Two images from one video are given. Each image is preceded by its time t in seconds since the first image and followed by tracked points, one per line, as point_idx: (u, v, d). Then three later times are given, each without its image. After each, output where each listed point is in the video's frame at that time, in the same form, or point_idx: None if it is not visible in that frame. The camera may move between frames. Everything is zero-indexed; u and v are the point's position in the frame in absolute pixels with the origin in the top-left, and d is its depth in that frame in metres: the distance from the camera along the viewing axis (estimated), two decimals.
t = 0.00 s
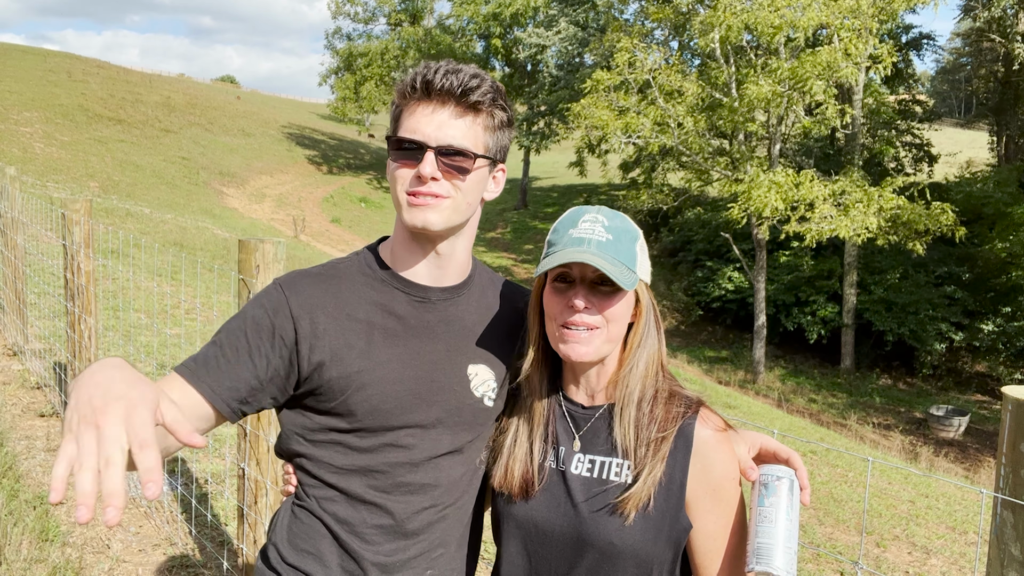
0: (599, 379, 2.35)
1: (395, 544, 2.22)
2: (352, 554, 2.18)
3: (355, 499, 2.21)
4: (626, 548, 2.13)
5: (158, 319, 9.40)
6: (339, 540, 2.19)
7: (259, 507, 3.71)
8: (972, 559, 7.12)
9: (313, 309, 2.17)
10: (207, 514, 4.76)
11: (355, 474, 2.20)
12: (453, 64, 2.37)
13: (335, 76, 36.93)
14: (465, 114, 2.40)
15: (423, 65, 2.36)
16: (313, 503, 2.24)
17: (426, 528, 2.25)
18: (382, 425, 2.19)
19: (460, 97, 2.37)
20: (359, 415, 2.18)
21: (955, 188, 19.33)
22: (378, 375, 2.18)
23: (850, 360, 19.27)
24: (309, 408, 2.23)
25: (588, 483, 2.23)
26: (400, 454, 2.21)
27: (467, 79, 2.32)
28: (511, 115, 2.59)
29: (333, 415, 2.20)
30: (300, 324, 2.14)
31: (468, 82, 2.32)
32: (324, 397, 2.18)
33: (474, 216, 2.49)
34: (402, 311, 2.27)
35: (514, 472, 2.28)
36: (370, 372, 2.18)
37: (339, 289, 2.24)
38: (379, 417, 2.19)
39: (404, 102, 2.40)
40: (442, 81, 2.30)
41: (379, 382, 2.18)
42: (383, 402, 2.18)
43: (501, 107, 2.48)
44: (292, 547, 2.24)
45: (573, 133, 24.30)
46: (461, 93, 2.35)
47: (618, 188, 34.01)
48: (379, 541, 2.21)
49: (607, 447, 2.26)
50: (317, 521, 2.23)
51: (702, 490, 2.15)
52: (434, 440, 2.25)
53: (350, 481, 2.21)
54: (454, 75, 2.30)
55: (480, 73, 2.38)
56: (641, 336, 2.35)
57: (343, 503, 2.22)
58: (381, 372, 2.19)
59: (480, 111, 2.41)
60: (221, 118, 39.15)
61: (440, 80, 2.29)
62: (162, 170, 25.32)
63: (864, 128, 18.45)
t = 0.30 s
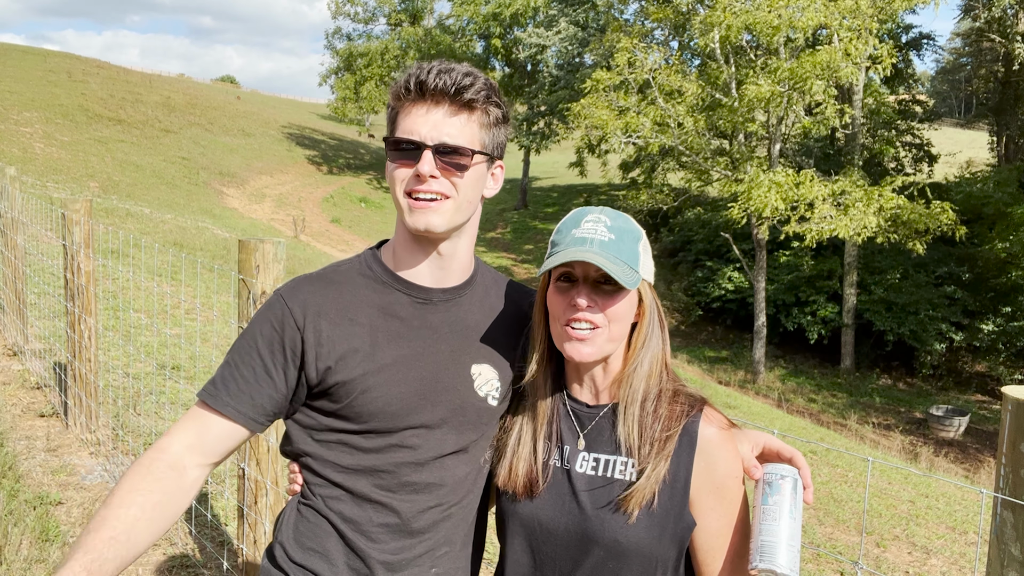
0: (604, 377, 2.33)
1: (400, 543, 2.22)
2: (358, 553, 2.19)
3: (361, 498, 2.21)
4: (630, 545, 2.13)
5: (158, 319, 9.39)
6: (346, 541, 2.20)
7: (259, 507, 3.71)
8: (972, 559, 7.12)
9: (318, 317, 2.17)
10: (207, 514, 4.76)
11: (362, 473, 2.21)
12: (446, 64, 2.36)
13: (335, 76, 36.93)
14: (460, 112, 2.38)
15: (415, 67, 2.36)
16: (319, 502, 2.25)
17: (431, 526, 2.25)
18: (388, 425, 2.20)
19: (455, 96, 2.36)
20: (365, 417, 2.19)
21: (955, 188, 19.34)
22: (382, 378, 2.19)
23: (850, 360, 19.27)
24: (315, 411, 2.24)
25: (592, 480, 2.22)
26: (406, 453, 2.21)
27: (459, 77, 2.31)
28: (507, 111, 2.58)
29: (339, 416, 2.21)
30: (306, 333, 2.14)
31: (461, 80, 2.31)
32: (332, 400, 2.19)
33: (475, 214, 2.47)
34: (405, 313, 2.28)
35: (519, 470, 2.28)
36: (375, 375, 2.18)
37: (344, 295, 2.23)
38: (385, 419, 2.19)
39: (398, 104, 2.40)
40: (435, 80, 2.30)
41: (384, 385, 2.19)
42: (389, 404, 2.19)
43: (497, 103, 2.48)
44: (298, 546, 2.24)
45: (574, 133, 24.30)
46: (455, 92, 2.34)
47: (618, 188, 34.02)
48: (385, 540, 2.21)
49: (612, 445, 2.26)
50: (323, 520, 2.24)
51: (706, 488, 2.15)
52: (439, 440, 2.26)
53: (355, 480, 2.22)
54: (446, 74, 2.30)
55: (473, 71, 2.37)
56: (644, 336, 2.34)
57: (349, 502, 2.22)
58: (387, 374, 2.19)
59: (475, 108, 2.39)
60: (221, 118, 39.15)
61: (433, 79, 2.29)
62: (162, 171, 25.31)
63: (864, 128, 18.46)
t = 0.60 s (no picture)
0: (608, 377, 2.32)
1: (402, 543, 2.24)
2: (361, 554, 2.21)
3: (362, 499, 2.24)
4: (637, 546, 2.13)
5: (158, 320, 9.40)
6: (350, 542, 2.23)
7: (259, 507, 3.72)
8: (972, 559, 7.12)
9: (312, 326, 2.18)
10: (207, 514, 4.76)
11: (363, 475, 2.24)
12: (421, 62, 2.37)
13: (335, 76, 36.93)
14: (439, 109, 2.38)
15: (392, 67, 2.37)
16: (322, 503, 2.27)
17: (433, 526, 2.26)
18: (386, 428, 2.21)
19: (432, 93, 2.35)
20: (363, 421, 2.20)
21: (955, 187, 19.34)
22: (379, 383, 2.19)
23: (850, 360, 19.27)
24: (315, 416, 2.26)
25: (597, 481, 2.21)
26: (405, 455, 2.23)
27: (436, 74, 2.31)
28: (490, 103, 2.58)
29: (338, 421, 2.23)
30: (302, 343, 2.16)
31: (438, 76, 2.31)
32: (331, 407, 2.21)
33: (464, 210, 2.47)
34: (400, 315, 2.28)
35: (523, 471, 2.27)
36: (371, 380, 2.19)
37: (341, 303, 2.24)
38: (383, 423, 2.21)
39: (377, 105, 2.40)
40: (412, 79, 2.30)
41: (380, 390, 2.19)
42: (387, 408, 2.20)
43: (478, 95, 2.48)
44: (302, 547, 2.26)
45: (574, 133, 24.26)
46: (433, 89, 2.34)
47: (618, 188, 34.05)
48: (387, 540, 2.24)
49: (616, 445, 2.25)
50: (326, 522, 2.26)
51: (711, 488, 2.15)
52: (438, 441, 2.26)
53: (357, 482, 2.24)
54: (422, 72, 2.30)
55: (450, 66, 2.37)
56: (648, 336, 2.34)
57: (350, 503, 2.25)
58: (383, 379, 2.20)
59: (455, 102, 2.39)
60: (221, 118, 39.15)
61: (409, 79, 2.29)
62: (162, 171, 25.31)
63: (864, 128, 18.45)
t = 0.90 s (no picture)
0: (609, 378, 2.32)
1: (399, 542, 2.24)
2: (357, 553, 2.21)
3: (358, 498, 2.24)
4: (636, 545, 2.12)
5: (158, 319, 9.39)
6: (345, 540, 2.23)
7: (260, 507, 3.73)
8: (972, 559, 7.12)
9: (311, 323, 2.18)
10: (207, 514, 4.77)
11: (360, 474, 2.24)
12: (424, 63, 2.36)
13: (335, 76, 36.94)
14: (439, 111, 2.37)
15: (394, 68, 2.36)
16: (320, 502, 2.27)
17: (430, 526, 2.26)
18: (382, 428, 2.21)
19: (433, 95, 2.35)
20: (360, 420, 2.20)
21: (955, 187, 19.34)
22: (375, 382, 2.19)
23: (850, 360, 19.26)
24: (314, 415, 2.26)
25: (598, 480, 2.21)
26: (402, 454, 2.23)
27: (437, 76, 2.30)
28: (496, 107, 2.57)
29: (335, 420, 2.23)
30: (300, 339, 2.17)
31: (439, 79, 2.30)
32: (328, 406, 2.21)
33: (464, 213, 2.46)
34: (399, 315, 2.28)
35: (523, 470, 2.27)
36: (367, 379, 2.19)
37: (340, 299, 2.25)
38: (381, 422, 2.21)
39: (379, 106, 2.40)
40: (412, 81, 2.30)
41: (377, 388, 2.19)
42: (384, 406, 2.19)
43: (482, 99, 2.46)
44: (300, 545, 2.27)
45: (574, 133, 24.27)
46: (434, 91, 2.33)
47: (617, 189, 34.03)
48: (383, 539, 2.24)
49: (617, 445, 2.25)
50: (323, 521, 2.26)
51: (713, 488, 2.13)
52: (435, 440, 2.26)
53: (354, 481, 2.24)
54: (424, 74, 2.29)
55: (453, 68, 2.36)
56: (650, 337, 2.34)
57: (347, 502, 2.25)
58: (380, 378, 2.20)
59: (456, 105, 2.38)
60: (221, 118, 39.15)
61: (409, 80, 2.28)
62: (162, 170, 25.31)
63: (864, 128, 18.45)
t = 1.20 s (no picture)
0: (606, 381, 2.32)
1: (396, 542, 2.24)
2: (354, 553, 2.21)
3: (356, 498, 2.24)
4: (630, 547, 2.13)
5: (158, 319, 9.39)
6: (342, 539, 2.23)
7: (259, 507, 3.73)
8: (972, 559, 7.13)
9: (312, 321, 2.18)
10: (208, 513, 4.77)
11: (357, 474, 2.24)
12: (436, 65, 2.37)
13: (335, 76, 36.92)
14: (448, 113, 2.37)
15: (407, 68, 2.36)
16: (317, 502, 2.27)
17: (427, 526, 2.26)
18: (382, 427, 2.21)
19: (441, 97, 2.34)
20: (359, 419, 2.20)
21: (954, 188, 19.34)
22: (375, 381, 2.19)
23: (850, 360, 19.26)
24: (314, 413, 2.25)
25: (593, 481, 2.21)
26: (401, 454, 2.23)
27: (446, 77, 2.30)
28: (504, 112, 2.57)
29: (335, 418, 2.23)
30: (301, 336, 2.17)
31: (449, 80, 2.30)
32: (328, 405, 2.21)
33: (468, 216, 2.46)
34: (400, 315, 2.28)
35: (519, 469, 2.28)
36: (367, 378, 2.19)
37: (342, 297, 2.25)
38: (380, 421, 2.20)
39: (389, 106, 2.40)
40: (421, 81, 2.30)
41: (376, 388, 2.19)
42: (384, 406, 2.19)
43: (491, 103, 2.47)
44: (298, 544, 2.27)
45: (574, 133, 24.28)
46: (442, 91, 2.32)
47: (617, 189, 34.05)
48: (381, 539, 2.23)
49: (612, 447, 2.24)
50: (321, 520, 2.26)
51: (711, 491, 2.13)
52: (434, 441, 2.26)
53: (352, 481, 2.24)
54: (433, 74, 2.29)
55: (462, 72, 2.36)
56: (649, 338, 2.33)
57: (345, 501, 2.25)
58: (380, 376, 2.20)
59: (464, 108, 2.37)
60: (221, 118, 39.14)
61: (419, 80, 2.29)
62: (163, 171, 25.30)
63: (863, 128, 18.46)
